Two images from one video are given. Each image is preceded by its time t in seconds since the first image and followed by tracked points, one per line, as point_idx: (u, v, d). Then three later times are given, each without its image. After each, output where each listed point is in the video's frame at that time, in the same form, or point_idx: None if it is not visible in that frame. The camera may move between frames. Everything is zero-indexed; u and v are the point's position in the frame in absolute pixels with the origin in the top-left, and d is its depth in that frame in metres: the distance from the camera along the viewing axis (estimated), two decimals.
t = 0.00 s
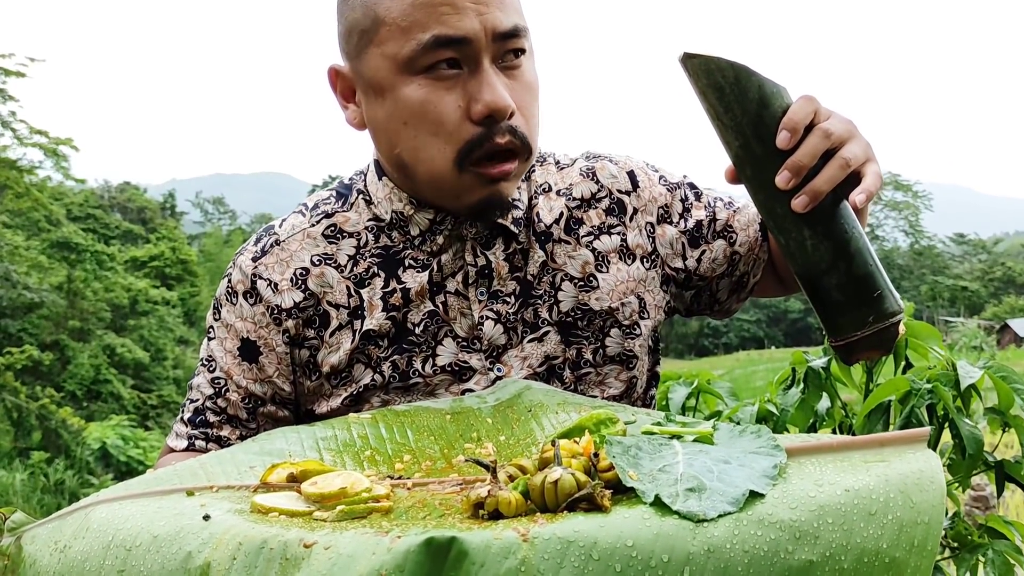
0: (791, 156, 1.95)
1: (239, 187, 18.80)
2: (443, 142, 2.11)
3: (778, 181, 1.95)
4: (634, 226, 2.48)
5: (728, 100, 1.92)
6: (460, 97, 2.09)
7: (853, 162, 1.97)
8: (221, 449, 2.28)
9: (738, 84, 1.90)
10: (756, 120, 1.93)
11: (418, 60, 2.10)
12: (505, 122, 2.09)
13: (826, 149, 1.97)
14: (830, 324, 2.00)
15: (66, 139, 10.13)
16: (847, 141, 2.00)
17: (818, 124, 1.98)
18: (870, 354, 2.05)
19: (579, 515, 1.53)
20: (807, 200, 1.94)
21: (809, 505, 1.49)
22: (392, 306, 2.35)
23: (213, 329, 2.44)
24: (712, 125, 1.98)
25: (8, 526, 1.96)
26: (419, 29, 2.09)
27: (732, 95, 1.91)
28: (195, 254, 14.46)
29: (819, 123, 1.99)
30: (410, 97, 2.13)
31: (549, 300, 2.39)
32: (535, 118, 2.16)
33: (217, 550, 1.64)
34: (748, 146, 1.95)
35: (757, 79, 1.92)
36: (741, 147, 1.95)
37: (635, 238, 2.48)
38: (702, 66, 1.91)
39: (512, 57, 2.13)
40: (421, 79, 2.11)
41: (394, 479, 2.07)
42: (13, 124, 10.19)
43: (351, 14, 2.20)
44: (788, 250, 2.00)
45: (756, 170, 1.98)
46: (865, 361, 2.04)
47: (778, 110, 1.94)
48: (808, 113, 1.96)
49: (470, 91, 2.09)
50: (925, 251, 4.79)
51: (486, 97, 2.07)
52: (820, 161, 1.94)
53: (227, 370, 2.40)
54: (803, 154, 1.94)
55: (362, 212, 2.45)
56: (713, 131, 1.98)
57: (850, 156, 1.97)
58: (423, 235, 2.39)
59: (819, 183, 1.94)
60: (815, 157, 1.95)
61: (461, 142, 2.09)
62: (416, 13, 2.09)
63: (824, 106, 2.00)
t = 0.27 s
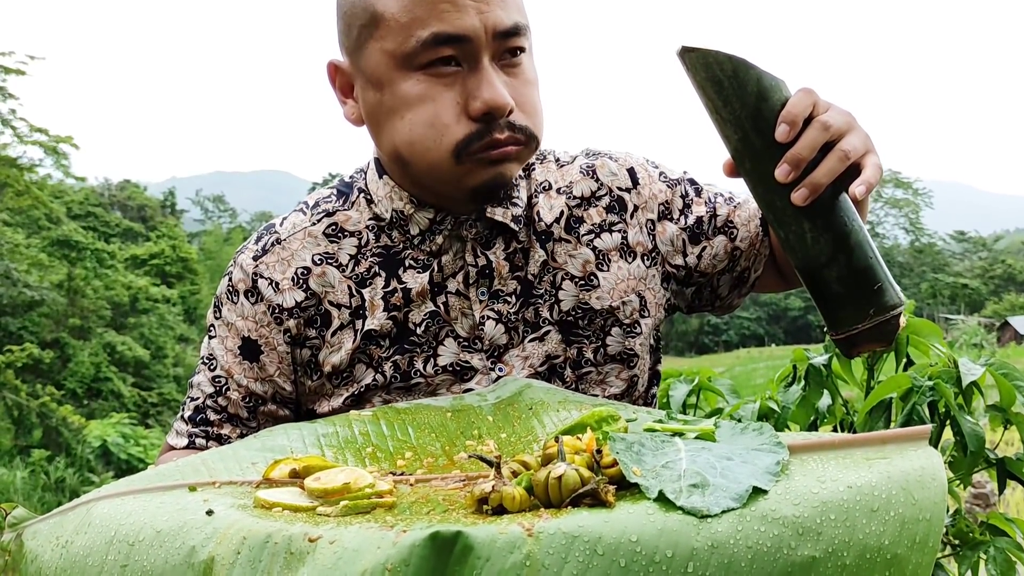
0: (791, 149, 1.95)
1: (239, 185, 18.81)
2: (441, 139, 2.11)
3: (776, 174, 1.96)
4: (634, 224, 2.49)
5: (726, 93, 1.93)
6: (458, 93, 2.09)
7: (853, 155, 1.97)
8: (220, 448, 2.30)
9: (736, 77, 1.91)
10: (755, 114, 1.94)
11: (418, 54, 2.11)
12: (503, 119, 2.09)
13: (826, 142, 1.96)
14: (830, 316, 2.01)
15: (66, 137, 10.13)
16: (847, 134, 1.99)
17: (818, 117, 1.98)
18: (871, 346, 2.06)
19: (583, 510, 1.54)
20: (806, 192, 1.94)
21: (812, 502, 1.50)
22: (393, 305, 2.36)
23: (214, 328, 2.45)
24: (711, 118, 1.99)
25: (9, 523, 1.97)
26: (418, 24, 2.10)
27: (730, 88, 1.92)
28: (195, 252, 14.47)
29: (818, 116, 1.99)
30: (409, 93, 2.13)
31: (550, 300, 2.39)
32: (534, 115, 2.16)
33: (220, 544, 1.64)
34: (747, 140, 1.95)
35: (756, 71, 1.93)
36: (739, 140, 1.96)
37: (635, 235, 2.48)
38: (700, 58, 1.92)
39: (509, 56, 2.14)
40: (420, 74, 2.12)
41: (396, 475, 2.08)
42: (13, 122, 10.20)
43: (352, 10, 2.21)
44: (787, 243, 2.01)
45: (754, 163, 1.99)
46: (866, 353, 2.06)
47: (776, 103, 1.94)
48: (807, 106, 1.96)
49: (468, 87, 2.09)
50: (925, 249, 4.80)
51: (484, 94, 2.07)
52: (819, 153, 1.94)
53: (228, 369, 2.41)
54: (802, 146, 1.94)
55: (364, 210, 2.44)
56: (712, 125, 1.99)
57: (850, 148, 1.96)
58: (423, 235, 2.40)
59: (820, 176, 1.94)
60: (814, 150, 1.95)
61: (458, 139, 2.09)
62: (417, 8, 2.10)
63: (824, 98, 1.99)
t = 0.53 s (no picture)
0: (790, 149, 1.95)
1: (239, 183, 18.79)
2: (445, 136, 2.11)
3: (775, 174, 1.95)
4: (633, 223, 2.48)
5: (725, 94, 1.92)
6: (462, 91, 2.09)
7: (852, 156, 1.97)
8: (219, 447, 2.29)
9: (735, 77, 1.90)
10: (754, 114, 1.93)
11: (422, 53, 2.10)
12: (508, 116, 2.09)
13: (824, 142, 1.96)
14: (828, 317, 2.00)
15: (66, 135, 10.12)
16: (845, 136, 1.99)
17: (816, 118, 1.98)
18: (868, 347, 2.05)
19: (581, 510, 1.54)
20: (805, 193, 1.94)
21: (811, 502, 1.50)
22: (392, 305, 2.36)
23: (213, 327, 2.44)
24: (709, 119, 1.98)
25: (7, 522, 1.97)
26: (424, 22, 2.09)
27: (728, 89, 1.92)
28: (195, 250, 14.47)
29: (817, 116, 1.99)
30: (412, 90, 2.12)
31: (549, 299, 2.39)
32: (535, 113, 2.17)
33: (219, 544, 1.64)
34: (746, 140, 1.95)
35: (755, 71, 1.92)
36: (738, 141, 1.96)
37: (634, 235, 2.48)
38: (700, 59, 1.91)
39: (514, 56, 2.14)
40: (424, 73, 2.11)
41: (395, 475, 2.08)
42: (12, 120, 10.19)
43: (356, 6, 2.21)
44: (786, 244, 2.01)
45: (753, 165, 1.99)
46: (863, 355, 2.05)
47: (775, 104, 1.94)
48: (805, 107, 1.96)
49: (472, 85, 2.09)
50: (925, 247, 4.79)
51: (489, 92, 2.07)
52: (818, 154, 1.94)
53: (227, 368, 2.40)
54: (802, 147, 1.94)
55: (362, 209, 2.44)
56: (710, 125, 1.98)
57: (848, 150, 1.96)
58: (423, 233, 2.40)
59: (818, 176, 1.94)
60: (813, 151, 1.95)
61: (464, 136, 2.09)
62: (422, 6, 2.09)
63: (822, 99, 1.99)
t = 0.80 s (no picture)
0: (789, 153, 1.95)
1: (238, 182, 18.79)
2: (448, 135, 2.11)
3: (773, 178, 1.96)
4: (631, 223, 2.48)
5: (722, 98, 1.92)
6: (463, 89, 2.09)
7: (850, 159, 1.97)
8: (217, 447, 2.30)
9: (732, 83, 1.90)
10: (751, 118, 1.93)
11: (422, 51, 2.10)
12: (509, 113, 2.10)
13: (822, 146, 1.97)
14: (829, 321, 2.00)
15: (65, 134, 10.12)
16: (844, 138, 2.00)
17: (815, 121, 1.98)
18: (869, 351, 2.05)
19: (581, 512, 1.54)
20: (804, 197, 1.95)
21: (810, 505, 1.50)
22: (392, 306, 2.35)
23: (211, 326, 2.44)
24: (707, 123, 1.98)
25: (7, 523, 1.97)
26: (424, 20, 2.09)
27: (725, 94, 1.92)
28: (194, 249, 14.46)
29: (816, 119, 1.99)
30: (413, 89, 2.12)
31: (548, 299, 2.39)
32: (535, 110, 2.18)
33: (219, 546, 1.64)
34: (744, 145, 1.96)
35: (753, 76, 1.92)
36: (736, 145, 1.96)
37: (632, 235, 2.48)
38: (696, 64, 1.91)
39: (514, 52, 2.15)
40: (425, 71, 2.11)
41: (394, 476, 2.08)
42: (11, 119, 10.18)
43: (355, 6, 2.20)
44: (786, 246, 2.01)
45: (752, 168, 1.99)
46: (864, 358, 2.05)
47: (773, 109, 1.94)
48: (803, 111, 1.96)
49: (473, 83, 2.09)
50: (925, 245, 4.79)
51: (491, 90, 2.07)
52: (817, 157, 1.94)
53: (226, 368, 2.41)
54: (800, 151, 1.94)
55: (361, 209, 2.44)
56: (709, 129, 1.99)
57: (847, 152, 1.97)
58: (423, 234, 2.39)
59: (817, 180, 1.94)
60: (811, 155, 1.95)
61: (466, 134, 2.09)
62: (421, 4, 2.09)
63: (819, 102, 1.99)
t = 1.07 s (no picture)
0: (761, 174, 1.97)
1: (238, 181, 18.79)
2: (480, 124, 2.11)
3: (752, 201, 1.97)
4: (629, 222, 2.49)
5: (686, 134, 1.92)
6: (494, 79, 2.11)
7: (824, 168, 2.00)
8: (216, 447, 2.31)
9: (691, 119, 1.91)
10: (715, 147, 1.95)
11: (452, 41, 2.11)
12: (537, 103, 2.13)
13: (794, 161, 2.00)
14: (847, 326, 1.98)
15: (64, 134, 10.12)
16: (813, 149, 2.03)
17: (779, 137, 2.01)
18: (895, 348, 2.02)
19: (584, 515, 1.55)
20: (786, 212, 1.96)
21: (810, 508, 1.51)
22: (393, 303, 2.35)
23: (210, 325, 2.45)
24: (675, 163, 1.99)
25: (8, 521, 1.98)
26: (453, 11, 2.10)
27: (686, 130, 1.92)
28: (194, 248, 14.47)
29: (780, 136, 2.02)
30: (443, 79, 2.11)
31: (546, 298, 2.40)
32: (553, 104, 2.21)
33: (223, 546, 1.65)
34: (715, 175, 1.97)
35: (707, 108, 1.93)
36: (707, 176, 1.97)
37: (629, 235, 2.48)
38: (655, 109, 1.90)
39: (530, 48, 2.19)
40: (456, 61, 2.11)
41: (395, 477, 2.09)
42: (10, 118, 10.19)
43: None
44: (782, 265, 1.99)
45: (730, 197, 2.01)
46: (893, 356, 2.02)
47: (733, 135, 1.96)
48: (767, 131, 1.99)
49: (503, 73, 2.11)
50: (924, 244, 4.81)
51: (522, 78, 2.09)
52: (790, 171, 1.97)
53: (224, 367, 2.41)
54: (772, 169, 1.96)
55: (362, 208, 2.43)
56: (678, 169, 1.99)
57: (819, 160, 2.00)
58: (428, 231, 2.38)
59: (798, 194, 1.96)
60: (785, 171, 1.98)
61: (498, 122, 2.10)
62: None
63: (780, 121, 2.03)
